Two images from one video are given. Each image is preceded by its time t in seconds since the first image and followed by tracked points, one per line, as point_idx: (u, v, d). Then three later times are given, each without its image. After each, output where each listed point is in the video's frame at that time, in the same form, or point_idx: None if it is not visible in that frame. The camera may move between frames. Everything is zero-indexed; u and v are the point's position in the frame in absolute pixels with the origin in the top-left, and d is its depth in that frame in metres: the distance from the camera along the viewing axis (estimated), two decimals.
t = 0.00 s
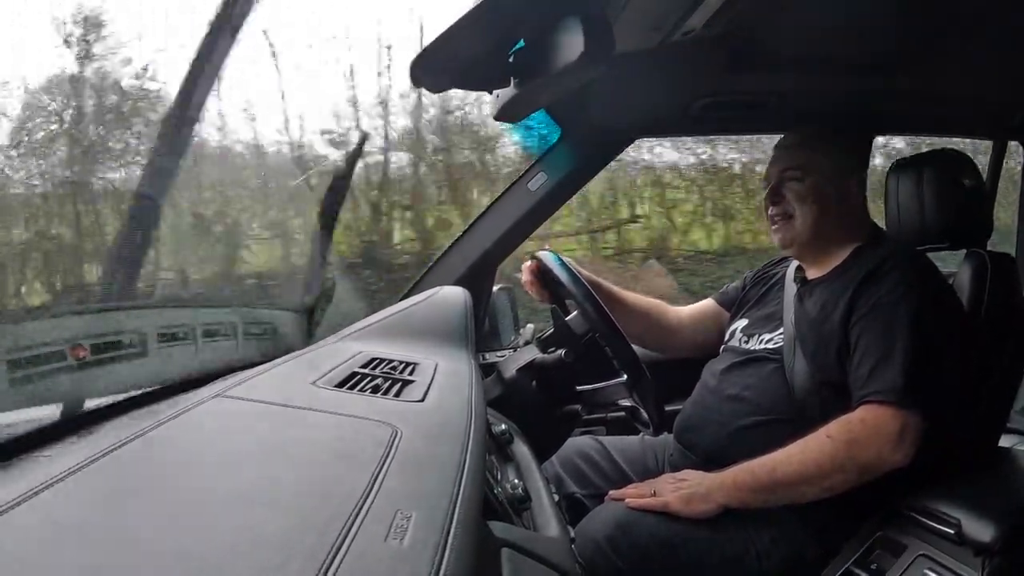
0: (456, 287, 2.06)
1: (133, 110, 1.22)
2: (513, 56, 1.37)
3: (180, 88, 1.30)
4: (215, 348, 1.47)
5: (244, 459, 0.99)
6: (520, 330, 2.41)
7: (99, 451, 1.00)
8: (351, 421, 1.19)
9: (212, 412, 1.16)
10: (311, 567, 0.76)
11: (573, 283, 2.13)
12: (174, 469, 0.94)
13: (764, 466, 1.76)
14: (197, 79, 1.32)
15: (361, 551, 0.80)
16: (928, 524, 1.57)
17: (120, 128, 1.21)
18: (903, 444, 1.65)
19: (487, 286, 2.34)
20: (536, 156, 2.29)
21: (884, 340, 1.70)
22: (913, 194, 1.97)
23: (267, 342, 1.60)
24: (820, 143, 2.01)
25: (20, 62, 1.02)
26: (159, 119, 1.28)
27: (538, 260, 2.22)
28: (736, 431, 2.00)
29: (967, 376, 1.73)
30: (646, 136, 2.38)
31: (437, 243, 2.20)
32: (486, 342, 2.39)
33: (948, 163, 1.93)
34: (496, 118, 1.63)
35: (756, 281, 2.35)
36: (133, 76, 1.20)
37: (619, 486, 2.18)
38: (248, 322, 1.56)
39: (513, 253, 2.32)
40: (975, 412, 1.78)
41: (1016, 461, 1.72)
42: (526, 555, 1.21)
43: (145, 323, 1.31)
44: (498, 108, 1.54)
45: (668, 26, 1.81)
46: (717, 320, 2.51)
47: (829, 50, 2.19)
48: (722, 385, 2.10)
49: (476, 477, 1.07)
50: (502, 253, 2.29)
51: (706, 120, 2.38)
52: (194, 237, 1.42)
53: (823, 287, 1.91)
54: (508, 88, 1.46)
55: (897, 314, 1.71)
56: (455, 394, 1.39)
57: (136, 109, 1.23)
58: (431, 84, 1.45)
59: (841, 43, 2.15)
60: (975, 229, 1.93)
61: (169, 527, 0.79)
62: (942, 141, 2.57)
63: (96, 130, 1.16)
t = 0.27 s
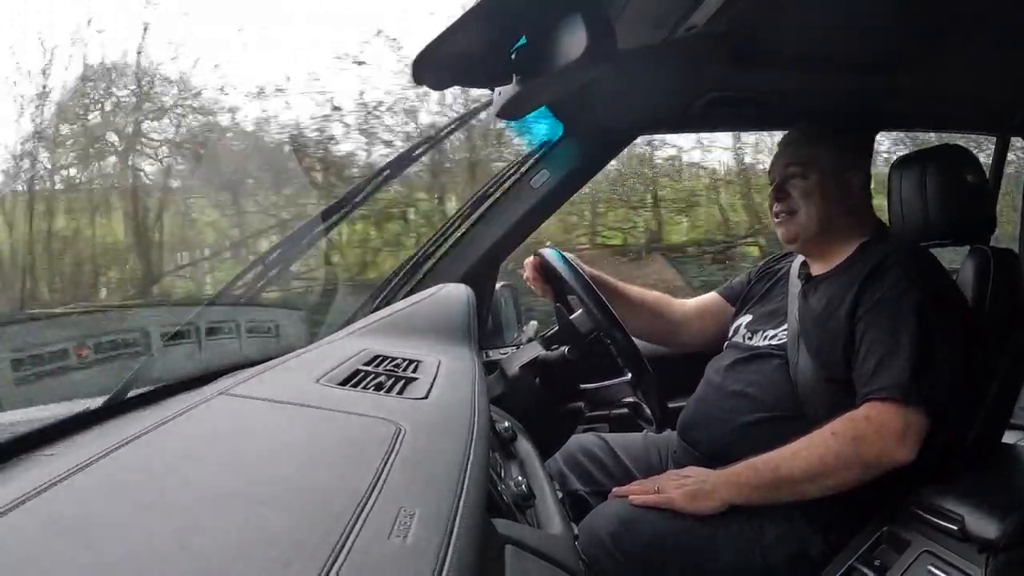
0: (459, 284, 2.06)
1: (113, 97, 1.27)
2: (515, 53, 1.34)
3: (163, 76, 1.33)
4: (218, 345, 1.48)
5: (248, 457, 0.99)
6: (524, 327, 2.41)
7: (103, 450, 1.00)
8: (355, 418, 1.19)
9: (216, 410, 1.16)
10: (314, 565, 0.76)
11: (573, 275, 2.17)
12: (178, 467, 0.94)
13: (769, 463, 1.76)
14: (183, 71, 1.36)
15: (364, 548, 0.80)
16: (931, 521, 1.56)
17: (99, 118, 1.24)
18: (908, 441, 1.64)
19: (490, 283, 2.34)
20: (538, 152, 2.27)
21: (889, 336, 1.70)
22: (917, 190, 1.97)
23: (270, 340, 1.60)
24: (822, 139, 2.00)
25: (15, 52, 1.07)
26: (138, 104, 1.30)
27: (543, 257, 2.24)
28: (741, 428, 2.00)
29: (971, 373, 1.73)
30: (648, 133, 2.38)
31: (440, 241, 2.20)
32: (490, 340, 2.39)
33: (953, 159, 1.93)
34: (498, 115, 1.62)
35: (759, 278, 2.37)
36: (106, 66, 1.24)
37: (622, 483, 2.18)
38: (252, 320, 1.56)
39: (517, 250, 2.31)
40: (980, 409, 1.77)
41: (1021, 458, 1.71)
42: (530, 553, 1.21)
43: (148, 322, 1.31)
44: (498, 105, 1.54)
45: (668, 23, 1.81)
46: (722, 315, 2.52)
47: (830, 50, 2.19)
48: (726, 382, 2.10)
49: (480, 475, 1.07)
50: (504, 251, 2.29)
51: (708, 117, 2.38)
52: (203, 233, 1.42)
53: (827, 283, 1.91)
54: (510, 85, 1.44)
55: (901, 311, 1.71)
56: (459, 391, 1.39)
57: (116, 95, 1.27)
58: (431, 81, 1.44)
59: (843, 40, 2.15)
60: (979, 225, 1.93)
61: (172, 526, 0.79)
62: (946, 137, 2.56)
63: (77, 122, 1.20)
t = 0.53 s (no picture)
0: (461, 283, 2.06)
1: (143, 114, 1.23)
2: (516, 51, 1.34)
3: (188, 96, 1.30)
4: (220, 346, 1.48)
5: (250, 456, 0.99)
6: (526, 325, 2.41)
7: (105, 450, 1.00)
8: (357, 417, 1.19)
9: (218, 409, 1.17)
10: (317, 564, 0.76)
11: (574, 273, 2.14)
12: (180, 467, 0.94)
13: (771, 462, 1.76)
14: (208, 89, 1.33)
15: (368, 547, 0.80)
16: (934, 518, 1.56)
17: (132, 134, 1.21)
18: (910, 439, 1.64)
19: (492, 282, 2.34)
20: (540, 151, 2.29)
21: (891, 334, 1.69)
22: (920, 186, 1.96)
23: (273, 339, 1.60)
24: (825, 136, 2.00)
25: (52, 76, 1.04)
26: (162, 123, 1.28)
27: (541, 254, 2.23)
28: (743, 425, 2.00)
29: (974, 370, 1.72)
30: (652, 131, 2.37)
31: (443, 240, 2.20)
32: (492, 338, 2.39)
33: (955, 155, 1.92)
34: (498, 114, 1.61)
35: (763, 275, 2.35)
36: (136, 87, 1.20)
37: (625, 481, 2.18)
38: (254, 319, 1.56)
39: (520, 247, 2.32)
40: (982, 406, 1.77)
41: None
42: (533, 551, 1.21)
43: (150, 322, 1.31)
44: (501, 103, 1.53)
45: (671, 20, 1.80)
46: (726, 311, 2.50)
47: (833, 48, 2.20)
48: (728, 379, 2.10)
49: (482, 473, 1.07)
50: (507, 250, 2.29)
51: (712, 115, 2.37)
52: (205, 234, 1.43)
53: (830, 280, 1.91)
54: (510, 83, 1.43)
55: (904, 308, 1.71)
56: (462, 390, 1.39)
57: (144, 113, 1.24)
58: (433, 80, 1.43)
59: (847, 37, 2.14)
60: (981, 221, 1.93)
61: (175, 526, 0.79)
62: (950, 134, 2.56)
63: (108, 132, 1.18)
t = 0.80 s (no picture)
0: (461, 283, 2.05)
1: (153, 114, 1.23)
2: (516, 51, 1.35)
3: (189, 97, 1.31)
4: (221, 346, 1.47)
5: (251, 457, 0.99)
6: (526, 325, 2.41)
7: (105, 451, 1.00)
8: (357, 418, 1.19)
9: (218, 410, 1.16)
10: (320, 563, 0.76)
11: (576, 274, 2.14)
12: (180, 469, 0.94)
13: (772, 462, 1.76)
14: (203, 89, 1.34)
15: (368, 548, 0.80)
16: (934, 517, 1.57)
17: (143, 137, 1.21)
18: (911, 439, 1.64)
19: (492, 282, 2.34)
20: (540, 150, 2.28)
21: (891, 333, 1.70)
22: (919, 187, 1.97)
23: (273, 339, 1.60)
24: (826, 136, 2.01)
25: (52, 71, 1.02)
26: (168, 123, 1.28)
27: (541, 253, 2.23)
28: (743, 425, 2.00)
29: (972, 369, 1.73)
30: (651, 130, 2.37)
31: (443, 239, 2.20)
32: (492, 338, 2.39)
33: (954, 154, 1.92)
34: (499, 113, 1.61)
35: (763, 274, 2.38)
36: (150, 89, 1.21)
37: (625, 481, 2.18)
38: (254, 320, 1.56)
39: (519, 247, 2.31)
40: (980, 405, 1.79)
41: (1021, 453, 1.72)
42: (533, 551, 1.22)
43: (150, 321, 1.31)
44: (502, 103, 1.54)
45: (672, 19, 1.80)
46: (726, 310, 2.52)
47: (833, 47, 2.20)
48: (727, 379, 2.10)
49: (483, 473, 1.07)
50: (507, 250, 2.29)
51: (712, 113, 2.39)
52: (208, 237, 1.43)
53: (829, 280, 1.91)
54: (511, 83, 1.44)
55: (904, 308, 1.71)
56: (462, 390, 1.39)
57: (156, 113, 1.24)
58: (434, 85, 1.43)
59: (847, 36, 2.14)
60: (982, 219, 1.93)
61: (178, 527, 0.79)
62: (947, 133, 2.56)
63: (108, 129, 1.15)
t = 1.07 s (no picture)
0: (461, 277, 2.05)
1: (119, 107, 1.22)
2: (516, 45, 1.35)
3: (156, 91, 1.30)
4: (220, 341, 1.48)
5: (252, 453, 0.99)
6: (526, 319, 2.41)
7: (105, 448, 1.00)
8: (358, 413, 1.19)
9: (218, 406, 1.16)
10: (321, 559, 0.76)
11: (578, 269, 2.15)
12: (180, 465, 0.94)
13: (772, 455, 1.76)
14: (173, 85, 1.33)
15: (370, 543, 0.80)
16: (934, 511, 1.57)
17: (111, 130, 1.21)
18: (911, 431, 1.64)
19: (492, 276, 2.34)
20: (540, 146, 2.28)
21: (891, 326, 1.70)
22: (919, 181, 1.97)
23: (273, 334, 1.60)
24: (825, 130, 2.00)
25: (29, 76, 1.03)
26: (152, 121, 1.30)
27: (542, 247, 2.23)
28: (743, 419, 2.01)
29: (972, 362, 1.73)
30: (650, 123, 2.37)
31: (443, 234, 2.20)
32: (493, 332, 2.40)
33: (953, 147, 1.92)
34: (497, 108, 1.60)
35: (762, 269, 2.38)
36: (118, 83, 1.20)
37: (625, 474, 2.18)
38: (254, 316, 1.56)
39: (519, 241, 2.31)
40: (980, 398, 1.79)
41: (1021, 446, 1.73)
42: (534, 544, 1.22)
43: (148, 316, 1.31)
44: (500, 98, 1.53)
45: (671, 12, 1.79)
46: (726, 305, 2.52)
47: (833, 40, 2.19)
48: (727, 373, 2.10)
49: (484, 467, 1.08)
50: (507, 244, 2.29)
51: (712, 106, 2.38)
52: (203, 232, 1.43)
53: (830, 274, 1.91)
54: (509, 78, 1.44)
55: (904, 302, 1.71)
56: (463, 384, 1.39)
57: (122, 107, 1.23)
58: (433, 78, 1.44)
59: (847, 29, 2.14)
60: (983, 214, 1.93)
61: (178, 523, 0.79)
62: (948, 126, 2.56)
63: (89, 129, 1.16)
